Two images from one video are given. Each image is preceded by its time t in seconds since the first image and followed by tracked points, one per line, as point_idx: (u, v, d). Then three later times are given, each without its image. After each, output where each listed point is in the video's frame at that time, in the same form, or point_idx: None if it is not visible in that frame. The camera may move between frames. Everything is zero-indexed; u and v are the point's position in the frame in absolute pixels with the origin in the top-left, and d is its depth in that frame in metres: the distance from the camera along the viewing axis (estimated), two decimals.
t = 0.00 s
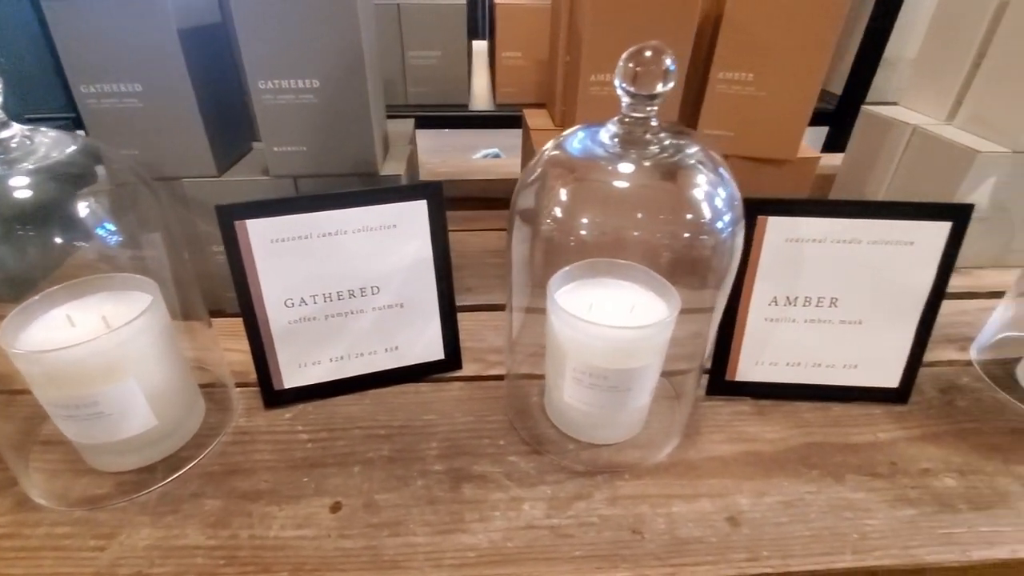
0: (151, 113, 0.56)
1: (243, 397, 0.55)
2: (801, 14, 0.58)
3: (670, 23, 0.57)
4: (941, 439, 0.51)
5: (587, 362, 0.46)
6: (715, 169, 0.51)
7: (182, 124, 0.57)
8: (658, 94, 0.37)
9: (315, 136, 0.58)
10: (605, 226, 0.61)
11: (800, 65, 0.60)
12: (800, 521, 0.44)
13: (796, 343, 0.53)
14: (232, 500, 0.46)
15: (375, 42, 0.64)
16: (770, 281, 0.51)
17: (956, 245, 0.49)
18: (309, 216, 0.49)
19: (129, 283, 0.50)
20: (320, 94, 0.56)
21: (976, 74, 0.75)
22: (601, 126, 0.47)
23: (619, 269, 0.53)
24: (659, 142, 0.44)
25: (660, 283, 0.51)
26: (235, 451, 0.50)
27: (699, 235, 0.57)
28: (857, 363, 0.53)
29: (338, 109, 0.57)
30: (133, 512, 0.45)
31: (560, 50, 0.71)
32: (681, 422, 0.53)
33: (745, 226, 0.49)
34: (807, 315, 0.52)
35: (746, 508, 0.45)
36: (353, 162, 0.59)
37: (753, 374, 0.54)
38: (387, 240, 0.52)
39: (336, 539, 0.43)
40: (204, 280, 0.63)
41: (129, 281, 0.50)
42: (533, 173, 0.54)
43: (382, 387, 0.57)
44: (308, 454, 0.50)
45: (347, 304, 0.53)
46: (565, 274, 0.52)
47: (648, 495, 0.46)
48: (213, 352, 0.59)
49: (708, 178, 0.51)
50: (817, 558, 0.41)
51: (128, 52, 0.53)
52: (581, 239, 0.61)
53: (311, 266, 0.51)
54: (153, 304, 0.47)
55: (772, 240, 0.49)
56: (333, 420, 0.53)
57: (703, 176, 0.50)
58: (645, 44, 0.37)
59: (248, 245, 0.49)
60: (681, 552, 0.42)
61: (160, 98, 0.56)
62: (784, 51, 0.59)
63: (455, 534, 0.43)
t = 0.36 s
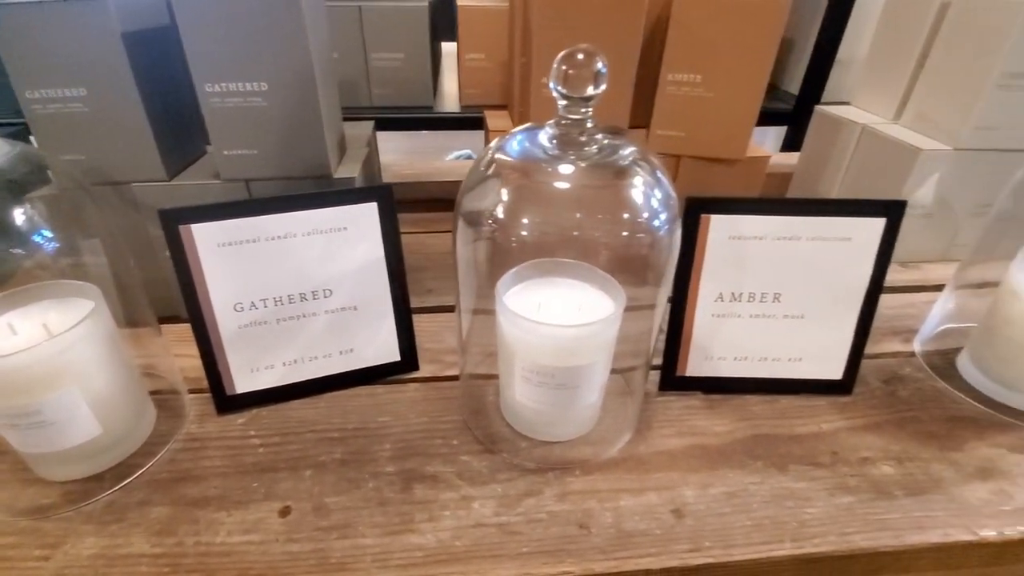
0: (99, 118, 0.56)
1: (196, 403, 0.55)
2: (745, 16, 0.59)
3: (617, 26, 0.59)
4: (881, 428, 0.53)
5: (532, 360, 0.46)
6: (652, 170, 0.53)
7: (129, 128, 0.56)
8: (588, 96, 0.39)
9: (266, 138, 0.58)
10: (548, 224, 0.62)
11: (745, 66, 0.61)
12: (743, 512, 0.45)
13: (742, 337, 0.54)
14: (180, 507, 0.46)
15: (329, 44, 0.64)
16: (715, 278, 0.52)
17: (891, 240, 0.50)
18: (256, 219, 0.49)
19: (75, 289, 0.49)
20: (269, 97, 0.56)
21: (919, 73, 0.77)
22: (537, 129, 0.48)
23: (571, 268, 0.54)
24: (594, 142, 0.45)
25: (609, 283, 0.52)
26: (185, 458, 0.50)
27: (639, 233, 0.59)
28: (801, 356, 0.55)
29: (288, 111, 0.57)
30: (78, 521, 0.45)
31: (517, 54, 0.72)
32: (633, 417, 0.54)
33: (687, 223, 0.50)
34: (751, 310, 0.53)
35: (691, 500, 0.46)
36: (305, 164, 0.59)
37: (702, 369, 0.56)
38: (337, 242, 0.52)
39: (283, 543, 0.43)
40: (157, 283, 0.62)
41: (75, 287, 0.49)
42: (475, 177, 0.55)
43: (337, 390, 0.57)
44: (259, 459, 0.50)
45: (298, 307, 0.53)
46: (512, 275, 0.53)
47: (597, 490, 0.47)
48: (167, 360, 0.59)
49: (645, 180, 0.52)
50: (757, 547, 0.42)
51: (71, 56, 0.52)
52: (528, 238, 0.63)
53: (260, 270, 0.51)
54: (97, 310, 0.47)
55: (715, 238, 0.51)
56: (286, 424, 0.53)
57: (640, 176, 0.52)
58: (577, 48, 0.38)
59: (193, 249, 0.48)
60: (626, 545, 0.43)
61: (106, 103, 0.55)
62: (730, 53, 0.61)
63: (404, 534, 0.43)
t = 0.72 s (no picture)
0: (50, 125, 0.55)
1: (155, 412, 0.54)
2: (698, 19, 0.60)
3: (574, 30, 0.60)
4: (836, 421, 0.54)
5: (488, 361, 0.47)
6: (602, 174, 0.54)
7: (82, 134, 0.55)
8: (533, 97, 0.43)
9: (223, 143, 0.57)
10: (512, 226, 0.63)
11: (702, 68, 0.62)
12: (699, 507, 0.45)
13: (700, 335, 0.55)
14: (135, 519, 0.45)
15: (289, 48, 0.64)
16: (671, 277, 0.53)
17: (841, 237, 0.51)
18: (211, 225, 0.49)
19: (25, 298, 0.48)
20: (226, 102, 0.56)
21: (875, 74, 0.79)
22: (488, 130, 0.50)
23: (530, 270, 0.55)
24: (543, 144, 0.48)
25: (565, 287, 0.53)
26: (143, 468, 0.49)
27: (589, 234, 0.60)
28: (759, 352, 0.56)
29: (245, 116, 0.56)
30: (31, 535, 0.44)
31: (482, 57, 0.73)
32: (595, 416, 0.54)
33: (643, 224, 0.51)
34: (709, 308, 0.54)
35: (649, 497, 0.46)
36: (266, 169, 0.59)
37: (663, 367, 0.56)
38: (295, 247, 0.52)
39: (240, 552, 0.43)
40: (115, 291, 0.61)
41: (25, 296, 0.48)
42: (428, 179, 0.56)
43: (300, 396, 0.56)
44: (218, 468, 0.49)
45: (257, 313, 0.53)
46: (468, 278, 0.53)
47: (556, 490, 0.47)
48: (125, 370, 0.58)
49: (595, 182, 0.54)
50: (712, 542, 0.43)
51: (20, 62, 0.51)
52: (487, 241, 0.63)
53: (217, 277, 0.50)
54: (47, 318, 0.46)
55: (671, 237, 0.51)
56: (246, 432, 0.53)
57: (590, 179, 0.53)
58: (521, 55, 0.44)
59: (146, 257, 0.48)
60: (583, 543, 0.43)
61: (58, 109, 0.54)
62: (686, 56, 0.62)
63: (362, 540, 0.43)
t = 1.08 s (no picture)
0: None
1: (63, 444, 0.53)
2: (601, 37, 0.62)
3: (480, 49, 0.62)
4: (740, 417, 0.57)
5: (393, 378, 0.48)
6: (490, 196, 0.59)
7: None
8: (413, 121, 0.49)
9: (128, 167, 0.56)
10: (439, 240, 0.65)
11: (607, 83, 0.65)
12: (604, 508, 0.47)
13: (610, 341, 0.57)
14: (37, 556, 0.44)
15: (198, 68, 0.63)
16: (579, 287, 0.55)
17: (735, 243, 0.54)
18: (110, 253, 0.48)
19: None
20: (127, 126, 0.55)
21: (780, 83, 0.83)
22: (378, 158, 0.57)
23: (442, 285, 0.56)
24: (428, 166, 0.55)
25: (472, 296, 0.54)
26: (48, 502, 0.48)
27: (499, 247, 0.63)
28: (667, 355, 0.58)
29: (148, 139, 0.56)
30: None
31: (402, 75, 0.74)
32: (511, 425, 0.56)
33: (547, 237, 0.53)
34: (616, 315, 0.56)
35: (557, 501, 0.48)
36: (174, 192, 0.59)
37: (577, 373, 0.58)
38: (202, 271, 0.52)
39: None
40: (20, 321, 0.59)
41: None
42: (325, 201, 0.60)
43: (217, 420, 0.56)
44: (128, 498, 0.49)
45: (165, 339, 0.52)
46: (379, 297, 0.55)
47: (468, 500, 0.48)
48: (33, 403, 0.56)
49: (487, 203, 0.59)
50: (613, 542, 0.45)
51: None
52: (399, 258, 0.64)
53: (120, 305, 0.49)
54: None
55: (575, 249, 0.53)
56: (159, 459, 0.52)
57: (481, 202, 0.58)
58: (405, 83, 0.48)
59: (41, 288, 0.47)
60: (490, 551, 0.44)
61: None
62: (593, 72, 0.64)
63: (271, 562, 0.44)
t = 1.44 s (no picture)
0: None
1: None
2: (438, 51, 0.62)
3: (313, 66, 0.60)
4: (595, 423, 0.58)
5: (212, 424, 0.45)
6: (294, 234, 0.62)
7: None
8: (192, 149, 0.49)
9: None
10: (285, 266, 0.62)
11: (452, 97, 0.64)
12: (447, 536, 0.46)
13: (461, 359, 0.56)
14: None
15: None
16: (422, 308, 0.53)
17: (573, 253, 0.55)
18: None
19: None
20: None
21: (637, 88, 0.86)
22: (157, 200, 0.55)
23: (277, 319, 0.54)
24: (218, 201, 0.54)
25: (304, 329, 0.52)
26: None
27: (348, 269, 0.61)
28: (523, 368, 0.58)
29: None
30: None
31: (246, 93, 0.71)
32: (363, 456, 0.54)
33: (381, 260, 0.51)
34: (465, 333, 0.55)
35: (400, 534, 0.47)
36: None
37: (433, 395, 0.57)
38: None
39: None
40: None
41: None
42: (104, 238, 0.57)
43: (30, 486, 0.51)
44: None
45: None
46: (200, 335, 0.51)
47: (304, 546, 0.46)
48: None
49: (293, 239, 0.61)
50: (453, 571, 0.44)
51: None
52: (258, 290, 0.64)
53: None
54: None
55: (412, 269, 0.52)
56: None
57: (287, 236, 0.61)
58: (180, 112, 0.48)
59: None
60: None
61: None
62: (435, 86, 0.63)
63: None
